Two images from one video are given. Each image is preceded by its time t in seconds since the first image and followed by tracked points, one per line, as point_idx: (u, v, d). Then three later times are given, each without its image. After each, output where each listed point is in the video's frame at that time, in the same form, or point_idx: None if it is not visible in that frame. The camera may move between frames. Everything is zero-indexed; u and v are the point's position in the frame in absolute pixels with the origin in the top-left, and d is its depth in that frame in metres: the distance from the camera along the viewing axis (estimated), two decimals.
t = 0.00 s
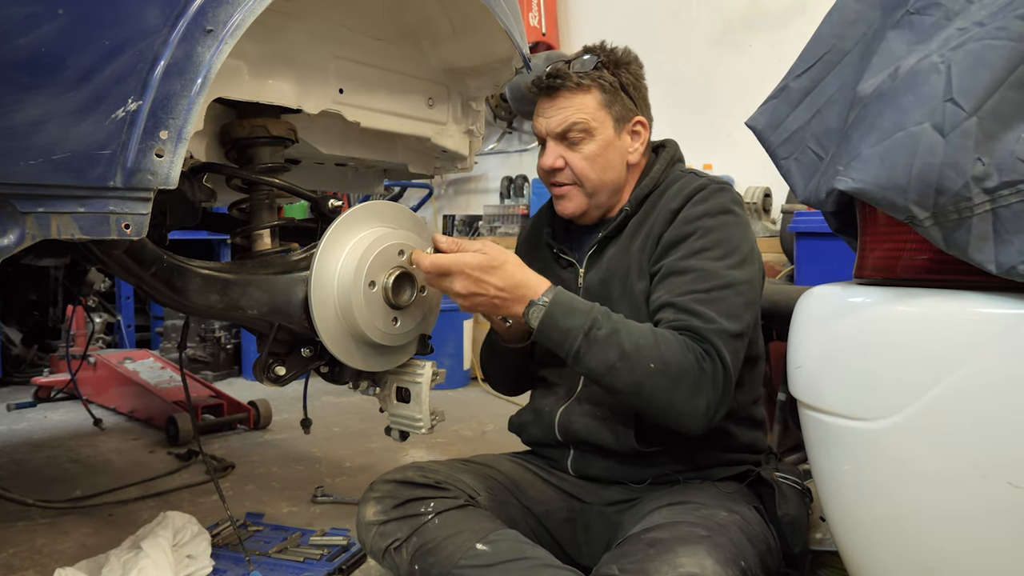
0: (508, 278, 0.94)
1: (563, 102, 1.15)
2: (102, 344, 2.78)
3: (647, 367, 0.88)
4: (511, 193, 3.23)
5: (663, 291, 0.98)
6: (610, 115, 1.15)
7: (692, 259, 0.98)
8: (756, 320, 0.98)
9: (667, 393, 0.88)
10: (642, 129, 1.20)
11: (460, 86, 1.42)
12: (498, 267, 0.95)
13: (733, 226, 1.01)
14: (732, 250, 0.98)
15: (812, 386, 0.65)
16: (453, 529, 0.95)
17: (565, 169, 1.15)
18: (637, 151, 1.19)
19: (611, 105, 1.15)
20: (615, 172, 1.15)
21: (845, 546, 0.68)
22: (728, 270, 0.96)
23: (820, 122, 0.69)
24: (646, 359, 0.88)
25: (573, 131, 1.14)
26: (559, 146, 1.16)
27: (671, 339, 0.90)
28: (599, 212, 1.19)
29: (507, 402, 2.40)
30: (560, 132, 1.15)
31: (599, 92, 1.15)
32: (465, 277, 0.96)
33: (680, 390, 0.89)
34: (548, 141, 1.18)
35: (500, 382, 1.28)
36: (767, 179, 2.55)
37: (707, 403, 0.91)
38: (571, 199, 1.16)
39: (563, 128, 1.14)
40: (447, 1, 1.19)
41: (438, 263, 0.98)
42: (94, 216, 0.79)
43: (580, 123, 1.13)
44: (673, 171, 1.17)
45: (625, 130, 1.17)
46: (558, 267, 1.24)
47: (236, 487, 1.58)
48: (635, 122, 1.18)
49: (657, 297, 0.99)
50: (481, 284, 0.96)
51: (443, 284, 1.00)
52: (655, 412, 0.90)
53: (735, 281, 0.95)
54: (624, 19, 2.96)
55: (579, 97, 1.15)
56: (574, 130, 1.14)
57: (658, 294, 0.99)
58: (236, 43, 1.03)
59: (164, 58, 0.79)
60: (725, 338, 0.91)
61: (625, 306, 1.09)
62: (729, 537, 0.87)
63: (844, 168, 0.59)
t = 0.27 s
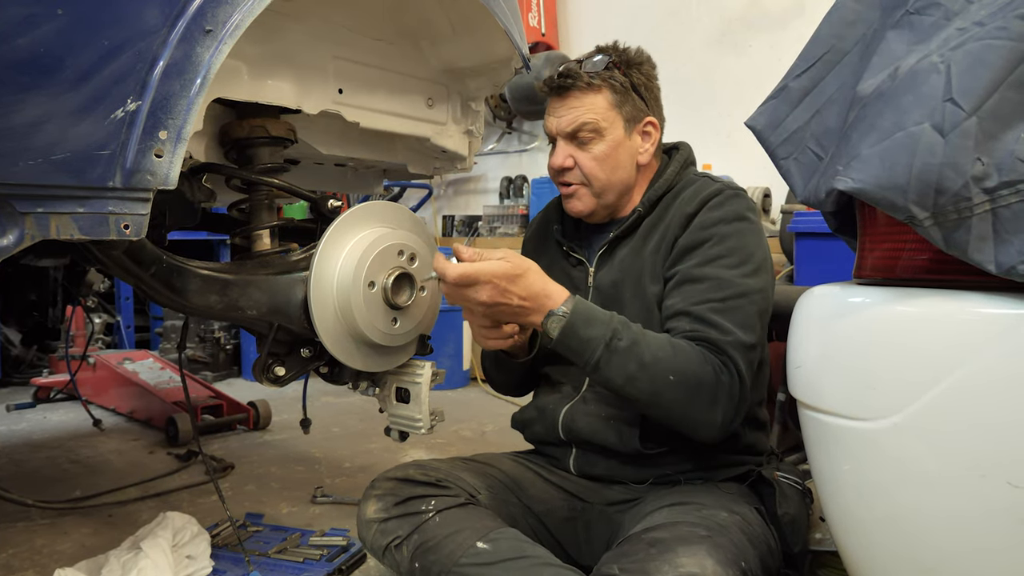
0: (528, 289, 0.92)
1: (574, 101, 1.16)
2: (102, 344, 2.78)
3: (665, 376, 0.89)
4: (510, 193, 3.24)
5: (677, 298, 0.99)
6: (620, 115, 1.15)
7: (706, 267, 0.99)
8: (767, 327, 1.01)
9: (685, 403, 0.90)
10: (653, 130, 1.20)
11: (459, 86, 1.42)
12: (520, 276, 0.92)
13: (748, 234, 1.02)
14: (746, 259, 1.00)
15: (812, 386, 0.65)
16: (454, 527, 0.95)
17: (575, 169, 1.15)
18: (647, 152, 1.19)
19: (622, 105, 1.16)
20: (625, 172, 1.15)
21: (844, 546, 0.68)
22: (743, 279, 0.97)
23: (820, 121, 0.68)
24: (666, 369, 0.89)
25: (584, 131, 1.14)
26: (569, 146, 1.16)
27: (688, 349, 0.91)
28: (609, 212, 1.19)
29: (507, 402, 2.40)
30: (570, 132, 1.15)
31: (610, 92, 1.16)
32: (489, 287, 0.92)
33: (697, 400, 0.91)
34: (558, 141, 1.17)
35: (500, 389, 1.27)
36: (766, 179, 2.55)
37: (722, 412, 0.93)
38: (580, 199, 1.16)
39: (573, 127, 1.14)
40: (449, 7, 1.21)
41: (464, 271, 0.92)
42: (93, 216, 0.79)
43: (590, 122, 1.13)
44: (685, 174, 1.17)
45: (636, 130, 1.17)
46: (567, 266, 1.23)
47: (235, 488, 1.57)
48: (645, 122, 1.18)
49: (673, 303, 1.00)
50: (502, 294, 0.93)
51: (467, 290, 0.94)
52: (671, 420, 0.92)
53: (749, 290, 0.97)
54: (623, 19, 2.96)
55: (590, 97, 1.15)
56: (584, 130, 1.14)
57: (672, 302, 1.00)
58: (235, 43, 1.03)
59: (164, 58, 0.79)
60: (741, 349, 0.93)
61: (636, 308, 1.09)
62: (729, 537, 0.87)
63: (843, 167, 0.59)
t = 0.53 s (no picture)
0: (565, 328, 0.90)
1: (581, 106, 1.15)
2: (101, 345, 2.77)
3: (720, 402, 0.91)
4: (510, 193, 3.25)
5: (709, 312, 1.01)
6: (627, 117, 1.16)
7: (735, 278, 1.00)
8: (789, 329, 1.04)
9: (741, 422, 0.93)
10: (657, 129, 1.21)
11: (459, 87, 1.42)
12: (552, 317, 0.90)
13: (768, 241, 1.04)
14: (769, 267, 1.02)
15: (812, 387, 0.65)
16: (454, 528, 0.95)
17: (587, 175, 1.14)
18: (654, 151, 1.20)
19: (628, 106, 1.16)
20: (636, 173, 1.16)
21: (843, 546, 0.68)
22: (771, 288, 1.00)
23: (819, 121, 0.68)
24: (720, 394, 0.91)
25: (594, 136, 1.14)
26: (579, 152, 1.15)
27: (735, 368, 0.93)
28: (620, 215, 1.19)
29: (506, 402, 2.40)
30: (580, 137, 1.14)
31: (615, 94, 1.16)
32: (518, 330, 0.91)
33: (752, 418, 0.94)
34: (567, 147, 1.17)
35: (498, 397, 1.27)
36: (766, 179, 2.55)
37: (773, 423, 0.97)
38: (594, 205, 1.16)
39: (583, 133, 1.14)
40: (449, 8, 1.21)
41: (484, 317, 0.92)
42: (92, 217, 0.79)
43: (600, 127, 1.13)
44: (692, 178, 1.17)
45: (642, 131, 1.18)
46: (570, 268, 1.24)
47: (235, 488, 1.57)
48: (650, 121, 1.20)
49: (704, 315, 1.01)
50: (537, 337, 0.90)
51: (494, 336, 0.93)
52: (733, 439, 0.95)
53: (777, 298, 1.00)
54: (623, 19, 2.96)
55: (597, 101, 1.15)
56: (595, 135, 1.14)
57: (704, 314, 1.01)
58: (235, 43, 1.03)
59: (163, 59, 0.79)
60: (781, 359, 0.97)
61: (649, 314, 1.09)
62: (728, 537, 0.87)
63: (843, 168, 0.59)
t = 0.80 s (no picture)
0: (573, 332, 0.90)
1: (580, 108, 1.15)
2: (100, 345, 2.77)
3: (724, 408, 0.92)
4: (509, 193, 3.25)
5: (712, 317, 1.01)
6: (627, 118, 1.16)
7: (738, 283, 1.01)
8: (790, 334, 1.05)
9: (744, 429, 0.94)
10: (658, 129, 1.21)
11: (458, 87, 1.42)
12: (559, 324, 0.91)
13: (770, 246, 1.05)
14: (771, 272, 1.02)
15: (811, 387, 0.65)
16: (454, 528, 0.95)
17: (588, 176, 1.15)
18: (654, 151, 1.21)
19: (628, 106, 1.16)
20: (637, 174, 1.16)
21: (843, 546, 0.68)
22: (773, 293, 1.00)
23: (819, 121, 0.68)
24: (723, 401, 0.91)
25: (594, 137, 1.14)
26: (580, 153, 1.16)
27: (738, 373, 0.94)
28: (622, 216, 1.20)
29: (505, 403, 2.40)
30: (581, 139, 1.14)
31: (615, 95, 1.16)
32: (531, 337, 0.89)
33: (757, 425, 0.94)
34: (567, 149, 1.17)
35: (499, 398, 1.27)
36: (765, 180, 2.55)
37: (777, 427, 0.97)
38: (596, 206, 1.16)
39: (583, 134, 1.14)
40: (448, 7, 1.21)
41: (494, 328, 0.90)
42: (92, 217, 0.79)
43: (601, 128, 1.13)
44: (694, 180, 1.17)
45: (642, 131, 1.18)
46: (570, 270, 1.23)
47: (234, 489, 1.57)
48: (651, 121, 1.20)
49: (707, 320, 1.01)
50: (548, 342, 0.89)
51: (504, 349, 0.91)
52: (737, 446, 0.96)
53: (779, 304, 1.00)
54: (622, 20, 2.96)
55: (597, 102, 1.14)
56: (595, 136, 1.14)
57: (707, 319, 1.01)
58: (234, 44, 1.03)
59: (162, 59, 0.79)
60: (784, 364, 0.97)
61: (650, 316, 1.09)
62: (728, 538, 0.87)
63: (843, 168, 0.59)
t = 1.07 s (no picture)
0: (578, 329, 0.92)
1: (576, 110, 1.15)
2: (100, 345, 2.77)
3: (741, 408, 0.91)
4: (509, 193, 3.25)
5: (718, 320, 1.00)
6: (625, 119, 1.16)
7: (740, 285, 1.00)
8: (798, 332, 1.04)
9: (763, 427, 0.93)
10: (655, 130, 1.22)
11: (458, 87, 1.42)
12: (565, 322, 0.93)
13: (772, 247, 1.04)
14: (774, 273, 1.02)
15: (810, 387, 0.65)
16: (453, 529, 0.95)
17: (586, 178, 1.14)
18: (652, 152, 1.21)
19: (625, 107, 1.16)
20: (635, 175, 1.16)
21: (842, 547, 0.68)
22: (776, 295, 0.99)
23: (818, 121, 0.68)
24: (742, 400, 0.91)
25: (592, 139, 1.14)
26: (577, 155, 1.15)
27: (752, 373, 0.93)
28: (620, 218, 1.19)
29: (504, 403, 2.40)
30: (578, 141, 1.14)
31: (612, 96, 1.16)
32: (529, 327, 0.92)
33: (773, 423, 0.94)
34: (565, 151, 1.17)
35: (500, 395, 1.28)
36: (764, 180, 2.55)
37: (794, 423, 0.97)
38: (594, 208, 1.16)
39: (580, 136, 1.14)
40: (447, 7, 1.21)
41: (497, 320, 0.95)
42: (91, 217, 0.79)
43: (598, 130, 1.13)
44: (693, 182, 1.17)
45: (640, 132, 1.18)
46: (568, 272, 1.24)
47: (234, 489, 1.57)
48: (648, 122, 1.20)
49: (713, 323, 1.01)
50: (548, 334, 0.91)
51: (505, 343, 0.94)
52: (760, 445, 0.95)
53: (783, 306, 0.99)
54: (622, 20, 2.96)
55: (594, 103, 1.15)
56: (592, 138, 1.14)
57: (713, 322, 1.01)
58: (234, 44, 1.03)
59: (162, 59, 0.79)
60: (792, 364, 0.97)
61: (649, 319, 1.09)
62: (728, 539, 0.87)
63: (842, 168, 0.59)
